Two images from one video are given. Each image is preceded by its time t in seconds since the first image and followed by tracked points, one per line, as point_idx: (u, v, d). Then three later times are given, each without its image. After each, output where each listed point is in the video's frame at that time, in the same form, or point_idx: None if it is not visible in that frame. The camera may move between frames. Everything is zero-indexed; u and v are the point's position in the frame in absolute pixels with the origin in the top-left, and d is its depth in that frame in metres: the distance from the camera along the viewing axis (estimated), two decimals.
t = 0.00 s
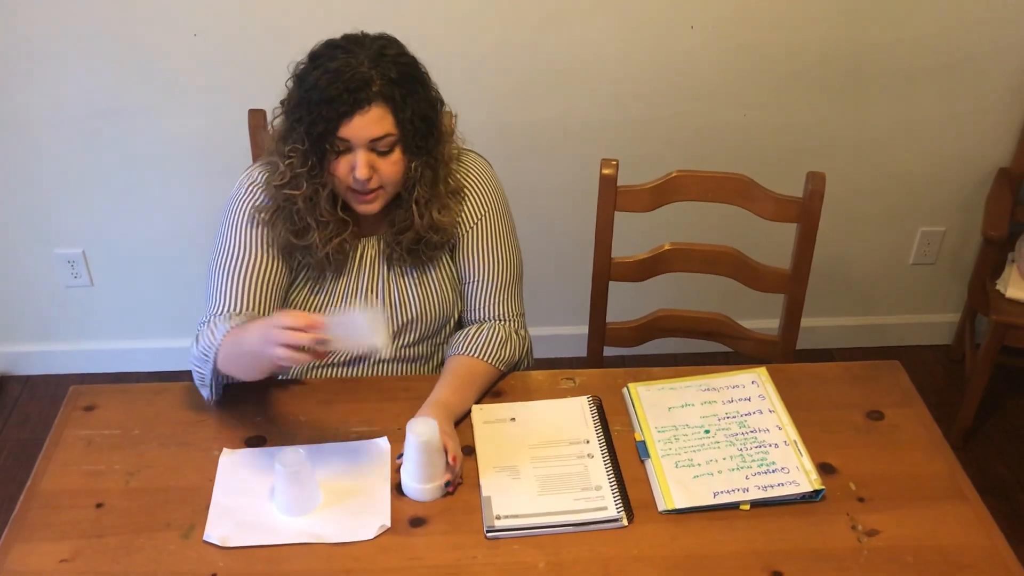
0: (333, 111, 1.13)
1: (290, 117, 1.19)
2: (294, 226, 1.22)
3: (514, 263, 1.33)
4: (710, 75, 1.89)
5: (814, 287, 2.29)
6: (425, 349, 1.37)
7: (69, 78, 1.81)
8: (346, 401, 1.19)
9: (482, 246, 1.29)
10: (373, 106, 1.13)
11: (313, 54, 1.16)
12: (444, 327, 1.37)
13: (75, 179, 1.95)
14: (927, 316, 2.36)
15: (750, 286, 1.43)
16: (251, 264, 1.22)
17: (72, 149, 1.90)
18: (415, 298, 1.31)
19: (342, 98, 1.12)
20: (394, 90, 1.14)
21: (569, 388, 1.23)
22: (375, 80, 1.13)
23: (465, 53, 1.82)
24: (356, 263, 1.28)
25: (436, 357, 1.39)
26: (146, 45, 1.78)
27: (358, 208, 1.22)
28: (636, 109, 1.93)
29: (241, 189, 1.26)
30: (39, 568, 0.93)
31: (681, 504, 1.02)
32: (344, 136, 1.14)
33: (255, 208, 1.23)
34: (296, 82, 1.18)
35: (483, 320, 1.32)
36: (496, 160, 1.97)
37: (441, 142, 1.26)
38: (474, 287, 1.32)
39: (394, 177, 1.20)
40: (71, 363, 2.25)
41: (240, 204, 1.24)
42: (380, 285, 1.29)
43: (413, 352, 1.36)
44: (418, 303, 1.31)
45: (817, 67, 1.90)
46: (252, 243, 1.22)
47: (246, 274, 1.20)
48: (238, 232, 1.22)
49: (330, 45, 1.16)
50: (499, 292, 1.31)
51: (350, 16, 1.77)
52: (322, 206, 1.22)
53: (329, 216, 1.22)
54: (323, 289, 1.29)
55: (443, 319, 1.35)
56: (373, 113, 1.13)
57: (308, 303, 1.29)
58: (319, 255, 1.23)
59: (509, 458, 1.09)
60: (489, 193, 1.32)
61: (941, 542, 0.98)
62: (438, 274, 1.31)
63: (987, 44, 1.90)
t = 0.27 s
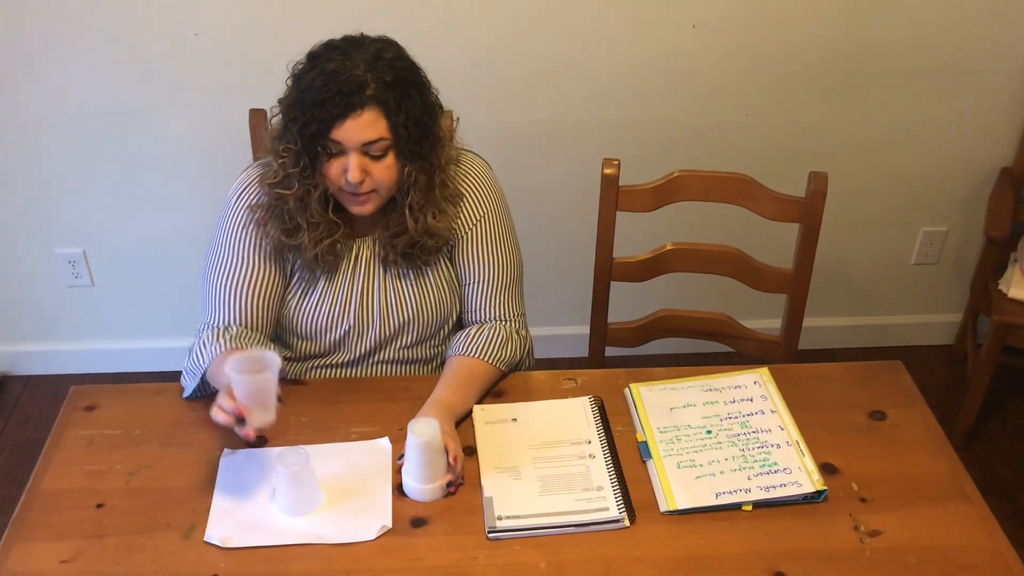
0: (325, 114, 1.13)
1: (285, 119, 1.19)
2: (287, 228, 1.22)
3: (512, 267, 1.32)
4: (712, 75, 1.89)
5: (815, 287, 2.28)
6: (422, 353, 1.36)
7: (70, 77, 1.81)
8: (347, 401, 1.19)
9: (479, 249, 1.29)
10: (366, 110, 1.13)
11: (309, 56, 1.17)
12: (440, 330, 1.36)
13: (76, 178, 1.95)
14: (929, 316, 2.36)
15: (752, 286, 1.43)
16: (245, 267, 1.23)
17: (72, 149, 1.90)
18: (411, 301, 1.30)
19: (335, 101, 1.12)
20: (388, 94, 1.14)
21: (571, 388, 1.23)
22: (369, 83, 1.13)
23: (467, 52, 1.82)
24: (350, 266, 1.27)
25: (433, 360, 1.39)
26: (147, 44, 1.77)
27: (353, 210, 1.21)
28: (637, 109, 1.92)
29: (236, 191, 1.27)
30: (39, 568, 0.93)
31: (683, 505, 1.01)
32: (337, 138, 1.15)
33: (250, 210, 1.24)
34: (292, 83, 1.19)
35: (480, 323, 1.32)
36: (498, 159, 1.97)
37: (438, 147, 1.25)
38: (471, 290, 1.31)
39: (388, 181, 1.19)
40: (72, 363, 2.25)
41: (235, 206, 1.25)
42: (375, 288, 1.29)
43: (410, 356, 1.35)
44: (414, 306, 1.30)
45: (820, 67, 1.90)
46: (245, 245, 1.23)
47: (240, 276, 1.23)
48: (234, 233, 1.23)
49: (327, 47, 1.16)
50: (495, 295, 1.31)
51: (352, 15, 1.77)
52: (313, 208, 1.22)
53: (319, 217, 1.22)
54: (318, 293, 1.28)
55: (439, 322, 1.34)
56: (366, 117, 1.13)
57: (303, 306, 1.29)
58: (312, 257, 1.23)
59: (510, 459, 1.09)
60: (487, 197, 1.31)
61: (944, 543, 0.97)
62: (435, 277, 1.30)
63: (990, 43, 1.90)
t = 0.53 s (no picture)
0: (324, 119, 1.13)
1: (285, 123, 1.19)
2: (286, 232, 1.22)
3: (512, 267, 1.32)
4: (713, 74, 1.89)
5: (817, 286, 2.28)
6: (423, 352, 1.37)
7: (71, 76, 1.81)
8: (349, 400, 1.19)
9: (480, 250, 1.29)
10: (366, 115, 1.13)
11: (309, 60, 1.16)
12: (441, 330, 1.36)
13: (78, 176, 1.95)
14: (931, 315, 2.36)
15: (754, 285, 1.43)
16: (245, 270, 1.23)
17: (74, 148, 1.90)
18: (411, 301, 1.30)
19: (334, 107, 1.12)
20: (388, 99, 1.14)
21: (572, 387, 1.23)
22: (370, 88, 1.13)
23: (469, 52, 1.82)
24: (350, 268, 1.27)
25: (435, 361, 1.39)
26: (149, 43, 1.77)
27: (352, 213, 1.21)
28: (639, 108, 1.92)
29: (235, 193, 1.27)
30: (41, 566, 0.93)
31: (685, 504, 1.01)
32: (337, 143, 1.15)
33: (250, 213, 1.24)
34: (291, 87, 1.18)
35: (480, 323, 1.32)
36: (499, 158, 1.97)
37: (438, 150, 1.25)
38: (471, 290, 1.31)
39: (388, 185, 1.20)
40: (74, 362, 2.25)
41: (235, 209, 1.25)
42: (376, 289, 1.29)
43: (410, 356, 1.35)
44: (414, 306, 1.30)
45: (821, 66, 1.89)
46: (245, 248, 1.23)
47: (242, 279, 1.23)
48: (233, 235, 1.24)
49: (326, 51, 1.16)
50: (496, 296, 1.31)
51: (353, 14, 1.77)
52: (313, 212, 1.22)
53: (318, 221, 1.22)
54: (318, 293, 1.28)
55: (440, 322, 1.34)
56: (366, 122, 1.13)
57: (302, 307, 1.29)
58: (311, 260, 1.23)
59: (512, 458, 1.09)
60: (487, 198, 1.31)
61: (946, 542, 0.97)
62: (435, 278, 1.30)
63: (992, 43, 1.89)
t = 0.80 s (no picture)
0: (330, 124, 1.12)
1: (289, 126, 1.18)
2: (290, 234, 1.22)
3: (515, 268, 1.32)
4: (715, 73, 1.88)
5: (819, 286, 2.28)
6: (425, 352, 1.37)
7: (73, 76, 1.81)
8: (350, 399, 1.19)
9: (482, 252, 1.29)
10: (371, 121, 1.13)
11: (313, 63, 1.16)
12: (443, 330, 1.36)
13: (80, 176, 1.95)
14: (932, 315, 2.36)
15: (756, 284, 1.43)
16: (248, 271, 1.23)
17: (75, 146, 1.90)
18: (414, 302, 1.30)
19: (339, 112, 1.12)
20: (393, 104, 1.14)
21: (574, 386, 1.23)
22: (375, 93, 1.13)
23: (470, 51, 1.82)
24: (353, 269, 1.27)
25: (437, 360, 1.39)
26: (150, 43, 1.78)
27: (356, 214, 1.21)
28: (640, 107, 1.92)
29: (238, 194, 1.26)
30: (43, 564, 0.93)
31: (687, 503, 1.01)
32: (342, 148, 1.14)
33: (252, 215, 1.23)
34: (295, 90, 1.18)
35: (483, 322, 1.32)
36: (501, 157, 1.97)
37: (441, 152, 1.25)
38: (474, 290, 1.32)
39: (393, 189, 1.19)
40: (75, 361, 2.25)
41: (237, 211, 1.24)
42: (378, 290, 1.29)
43: (412, 355, 1.36)
44: (416, 307, 1.30)
45: (822, 65, 1.89)
46: (249, 251, 1.23)
47: (245, 281, 1.23)
48: (236, 237, 1.23)
49: (331, 54, 1.16)
50: (498, 296, 1.31)
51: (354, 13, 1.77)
52: (317, 215, 1.21)
53: (323, 225, 1.22)
54: (320, 295, 1.28)
55: (442, 323, 1.34)
56: (372, 127, 1.13)
57: (305, 308, 1.29)
58: (315, 262, 1.23)
59: (514, 456, 1.09)
60: (490, 200, 1.31)
61: (948, 542, 0.97)
62: (437, 279, 1.30)
63: (994, 42, 1.89)
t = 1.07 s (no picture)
0: (331, 125, 1.12)
1: (290, 126, 1.18)
2: (291, 234, 1.22)
3: (516, 267, 1.32)
4: (716, 73, 1.88)
5: (820, 286, 2.28)
6: (425, 351, 1.37)
7: (73, 75, 1.81)
8: (350, 398, 1.19)
9: (483, 251, 1.29)
10: (372, 122, 1.13)
11: (314, 64, 1.16)
12: (444, 329, 1.36)
13: (80, 175, 1.95)
14: (933, 314, 2.36)
15: (756, 284, 1.43)
16: (249, 271, 1.23)
17: (76, 145, 1.90)
18: (414, 301, 1.30)
19: (340, 113, 1.11)
20: (394, 104, 1.14)
21: (574, 385, 1.22)
22: (376, 93, 1.13)
23: (471, 50, 1.82)
24: (354, 268, 1.28)
25: (437, 359, 1.39)
26: (150, 42, 1.78)
27: (357, 214, 1.21)
28: (641, 107, 1.92)
29: (238, 194, 1.26)
30: (44, 563, 0.93)
31: (687, 502, 1.01)
32: (343, 148, 1.14)
33: (253, 215, 1.23)
34: (296, 90, 1.18)
35: (484, 322, 1.32)
36: (501, 156, 1.97)
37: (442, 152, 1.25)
38: (474, 290, 1.31)
39: (394, 189, 1.19)
40: (76, 359, 2.25)
41: (238, 211, 1.24)
42: (379, 290, 1.29)
43: (413, 354, 1.36)
44: (417, 306, 1.30)
45: (823, 65, 1.89)
46: (249, 250, 1.23)
47: (246, 280, 1.23)
48: (237, 237, 1.23)
49: (331, 55, 1.16)
50: (499, 296, 1.31)
51: (355, 13, 1.77)
52: (318, 216, 1.21)
53: (324, 225, 1.22)
54: (321, 294, 1.28)
55: (442, 322, 1.34)
56: (373, 128, 1.13)
57: (306, 308, 1.29)
58: (316, 262, 1.23)
59: (514, 455, 1.09)
60: (491, 199, 1.31)
61: (948, 541, 0.97)
62: (438, 279, 1.30)
63: (994, 42, 1.89)
